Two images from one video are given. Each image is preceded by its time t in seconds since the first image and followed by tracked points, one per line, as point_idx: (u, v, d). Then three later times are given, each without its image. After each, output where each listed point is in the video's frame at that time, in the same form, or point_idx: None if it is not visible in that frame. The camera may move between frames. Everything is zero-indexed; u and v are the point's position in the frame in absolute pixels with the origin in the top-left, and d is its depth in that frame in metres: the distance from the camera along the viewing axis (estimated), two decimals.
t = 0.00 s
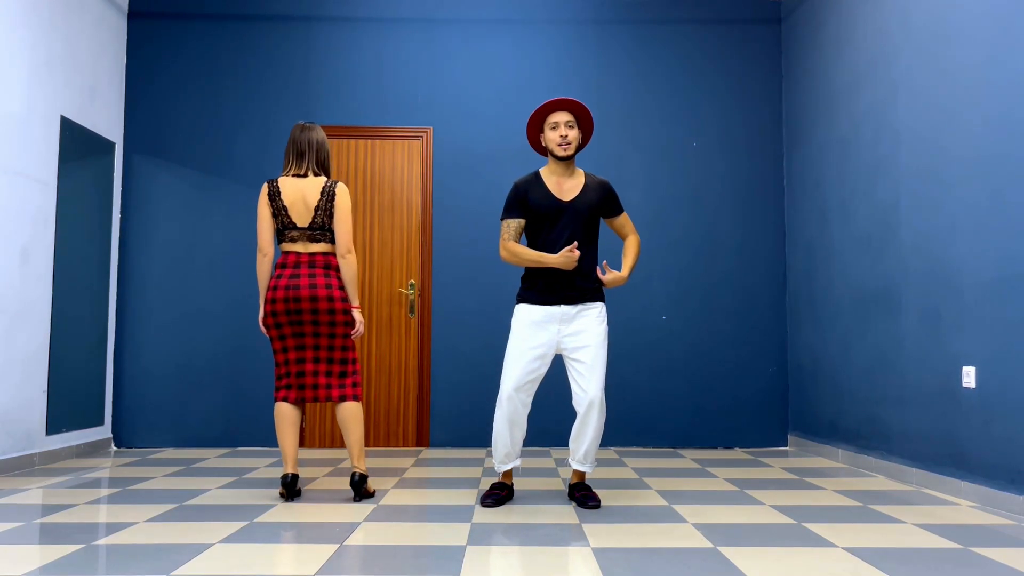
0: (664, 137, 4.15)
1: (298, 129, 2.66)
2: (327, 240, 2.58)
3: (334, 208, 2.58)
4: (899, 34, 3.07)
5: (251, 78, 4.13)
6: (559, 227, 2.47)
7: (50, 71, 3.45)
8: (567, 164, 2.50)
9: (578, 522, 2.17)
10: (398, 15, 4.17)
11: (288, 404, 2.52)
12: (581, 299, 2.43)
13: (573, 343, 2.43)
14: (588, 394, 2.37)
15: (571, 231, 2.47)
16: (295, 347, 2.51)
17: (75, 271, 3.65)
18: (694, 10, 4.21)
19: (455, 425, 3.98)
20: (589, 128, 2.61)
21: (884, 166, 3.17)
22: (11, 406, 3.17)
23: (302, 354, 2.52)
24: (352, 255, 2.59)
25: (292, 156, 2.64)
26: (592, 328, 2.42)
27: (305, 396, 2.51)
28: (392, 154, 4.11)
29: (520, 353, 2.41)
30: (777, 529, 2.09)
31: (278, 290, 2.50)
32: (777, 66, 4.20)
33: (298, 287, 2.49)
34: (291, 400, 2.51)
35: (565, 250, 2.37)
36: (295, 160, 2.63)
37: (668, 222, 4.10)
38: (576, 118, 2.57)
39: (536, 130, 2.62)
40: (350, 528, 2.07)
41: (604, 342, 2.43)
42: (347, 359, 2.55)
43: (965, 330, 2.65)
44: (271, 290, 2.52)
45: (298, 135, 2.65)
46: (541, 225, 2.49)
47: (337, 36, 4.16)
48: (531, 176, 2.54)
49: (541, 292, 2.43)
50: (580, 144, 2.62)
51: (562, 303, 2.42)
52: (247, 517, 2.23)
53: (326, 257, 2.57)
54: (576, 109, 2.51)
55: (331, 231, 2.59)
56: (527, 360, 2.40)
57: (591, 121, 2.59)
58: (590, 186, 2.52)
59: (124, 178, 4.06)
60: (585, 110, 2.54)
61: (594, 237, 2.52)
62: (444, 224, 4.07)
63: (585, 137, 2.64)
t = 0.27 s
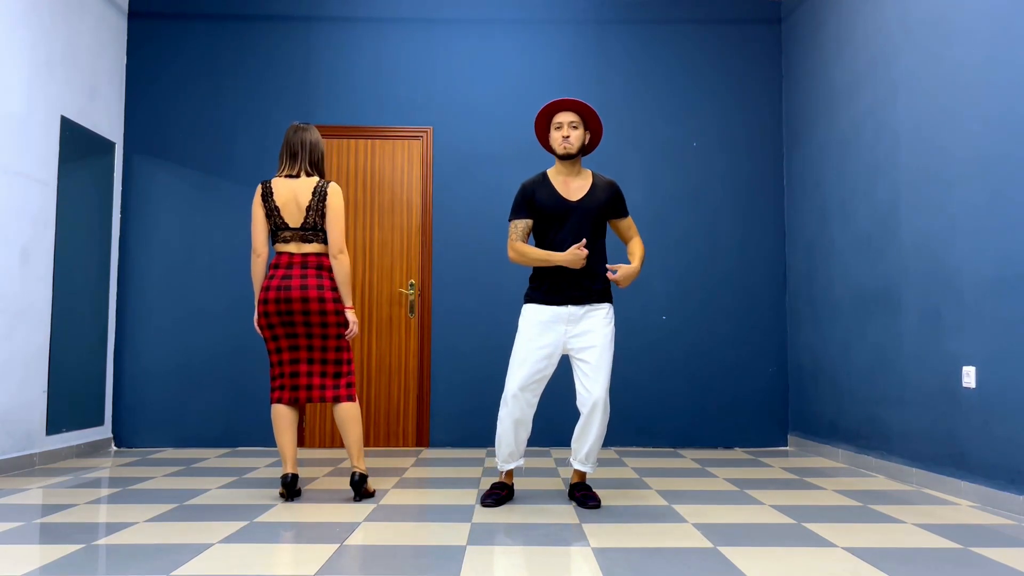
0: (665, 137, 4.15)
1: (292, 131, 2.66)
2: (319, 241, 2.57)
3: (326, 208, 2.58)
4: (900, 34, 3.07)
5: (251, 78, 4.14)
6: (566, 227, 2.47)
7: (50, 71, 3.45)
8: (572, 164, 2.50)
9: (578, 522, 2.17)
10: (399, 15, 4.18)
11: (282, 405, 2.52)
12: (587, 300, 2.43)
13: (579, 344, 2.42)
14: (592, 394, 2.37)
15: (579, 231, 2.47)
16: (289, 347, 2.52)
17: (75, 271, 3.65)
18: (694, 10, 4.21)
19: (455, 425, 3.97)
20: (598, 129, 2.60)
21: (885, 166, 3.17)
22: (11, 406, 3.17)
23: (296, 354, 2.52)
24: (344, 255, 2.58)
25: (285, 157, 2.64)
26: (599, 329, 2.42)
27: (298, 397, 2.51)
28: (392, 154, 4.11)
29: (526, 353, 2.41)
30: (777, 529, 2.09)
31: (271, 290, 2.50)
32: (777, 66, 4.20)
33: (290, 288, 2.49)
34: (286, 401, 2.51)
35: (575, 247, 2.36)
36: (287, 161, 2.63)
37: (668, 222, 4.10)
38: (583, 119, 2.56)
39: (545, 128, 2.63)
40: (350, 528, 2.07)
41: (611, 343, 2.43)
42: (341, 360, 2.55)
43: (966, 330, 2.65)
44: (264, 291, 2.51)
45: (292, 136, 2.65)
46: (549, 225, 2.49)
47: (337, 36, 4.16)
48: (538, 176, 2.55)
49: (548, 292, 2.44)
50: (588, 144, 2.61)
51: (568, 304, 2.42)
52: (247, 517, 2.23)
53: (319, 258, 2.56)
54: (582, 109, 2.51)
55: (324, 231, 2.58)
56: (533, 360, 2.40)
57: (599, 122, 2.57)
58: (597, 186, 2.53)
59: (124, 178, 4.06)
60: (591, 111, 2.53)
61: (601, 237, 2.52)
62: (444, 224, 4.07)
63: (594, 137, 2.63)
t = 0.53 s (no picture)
0: (665, 137, 4.15)
1: (289, 131, 2.66)
2: (315, 241, 2.57)
3: (321, 208, 2.57)
4: (900, 34, 3.07)
5: (251, 78, 4.14)
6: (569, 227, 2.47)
7: (50, 71, 3.45)
8: (577, 165, 2.51)
9: (578, 522, 2.17)
10: (398, 15, 4.18)
11: (279, 405, 2.52)
12: (591, 300, 2.43)
13: (582, 344, 2.42)
14: (594, 394, 2.37)
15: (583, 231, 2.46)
16: (286, 348, 2.52)
17: (75, 271, 3.65)
18: (694, 10, 4.21)
19: (455, 425, 3.98)
20: (602, 130, 2.61)
21: (885, 166, 3.17)
22: (11, 406, 3.17)
23: (292, 354, 2.52)
24: (340, 255, 2.57)
25: (282, 157, 2.65)
26: (602, 330, 2.42)
27: (294, 397, 2.51)
28: (392, 154, 4.11)
29: (529, 352, 2.41)
30: (778, 529, 2.09)
31: (267, 290, 2.50)
32: (777, 66, 4.20)
33: (286, 288, 2.49)
34: (282, 401, 2.51)
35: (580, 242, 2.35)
36: (284, 161, 2.64)
37: (668, 221, 4.10)
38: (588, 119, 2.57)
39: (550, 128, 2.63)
40: (350, 528, 2.07)
41: (613, 344, 2.43)
42: (337, 360, 2.55)
43: (966, 330, 2.64)
44: (261, 291, 2.52)
45: (288, 136, 2.65)
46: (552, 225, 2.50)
47: (337, 36, 4.16)
48: (544, 177, 2.56)
49: (552, 293, 2.44)
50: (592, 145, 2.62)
51: (571, 304, 2.42)
52: (248, 517, 2.23)
53: (315, 258, 2.56)
54: (586, 110, 2.52)
55: (320, 231, 2.58)
56: (535, 359, 2.40)
57: (603, 122, 2.58)
58: (602, 188, 2.53)
59: (124, 178, 4.06)
60: (596, 111, 2.53)
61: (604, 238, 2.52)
62: (444, 224, 4.08)
63: (598, 137, 2.64)
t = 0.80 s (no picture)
0: (665, 137, 4.15)
1: (288, 131, 2.66)
2: (315, 242, 2.57)
3: (320, 209, 2.57)
4: (900, 34, 3.07)
5: (250, 78, 4.13)
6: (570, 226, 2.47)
7: (50, 71, 3.45)
8: (579, 165, 2.51)
9: (578, 522, 2.17)
10: (398, 15, 4.17)
11: (279, 405, 2.52)
12: (593, 301, 2.43)
13: (584, 345, 2.42)
14: (595, 395, 2.37)
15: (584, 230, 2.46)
16: (286, 348, 2.52)
17: (75, 271, 3.65)
18: (694, 10, 4.21)
19: (455, 426, 3.98)
20: (605, 130, 2.61)
21: (885, 166, 3.17)
22: (11, 406, 3.17)
23: (292, 355, 2.52)
24: (339, 255, 2.57)
25: (281, 158, 2.65)
26: (604, 331, 2.42)
27: (294, 397, 2.51)
28: (392, 154, 4.11)
29: (531, 352, 2.41)
30: (778, 529, 2.09)
31: (266, 290, 2.50)
32: (777, 66, 4.20)
33: (286, 288, 2.49)
34: (282, 402, 2.51)
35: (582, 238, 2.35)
36: (283, 162, 2.64)
37: (668, 222, 4.10)
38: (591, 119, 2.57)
39: (552, 129, 2.63)
40: (350, 528, 2.07)
41: (615, 345, 2.43)
42: (337, 360, 2.55)
43: (966, 330, 2.64)
44: (260, 291, 2.52)
45: (287, 137, 2.65)
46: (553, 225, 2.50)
47: (337, 36, 4.16)
48: (546, 177, 2.56)
49: (553, 293, 2.43)
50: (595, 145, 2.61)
51: (573, 304, 2.42)
52: (248, 517, 2.23)
53: (314, 259, 2.56)
54: (588, 109, 2.53)
55: (319, 232, 2.58)
56: (537, 359, 2.40)
57: (606, 123, 2.58)
58: (603, 188, 2.53)
59: (124, 178, 4.06)
60: (598, 112, 2.54)
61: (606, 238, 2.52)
62: (444, 224, 4.08)
63: (600, 139, 2.64)
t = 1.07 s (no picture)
0: (665, 137, 4.14)
1: (287, 131, 2.66)
2: (314, 242, 2.57)
3: (320, 209, 2.57)
4: (900, 34, 3.07)
5: (250, 78, 4.13)
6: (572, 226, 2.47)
7: (50, 71, 3.45)
8: (581, 165, 2.50)
9: (578, 522, 2.17)
10: (398, 15, 4.18)
11: (278, 406, 2.52)
12: (594, 301, 2.42)
13: (585, 345, 2.42)
14: (596, 395, 2.37)
15: (585, 230, 2.46)
16: (285, 348, 2.52)
17: (75, 271, 3.65)
18: (694, 10, 4.21)
19: (455, 425, 3.98)
20: (606, 130, 2.61)
21: (885, 166, 3.17)
22: (11, 406, 3.17)
23: (292, 355, 2.52)
24: (338, 256, 2.57)
25: (280, 158, 2.64)
26: (606, 331, 2.42)
27: (294, 398, 2.51)
28: (392, 154, 4.11)
29: (532, 352, 2.41)
30: (778, 529, 2.09)
31: (266, 290, 2.50)
32: (777, 66, 4.20)
33: (285, 289, 2.49)
34: (282, 402, 2.51)
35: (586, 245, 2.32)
36: (282, 162, 2.64)
37: (668, 222, 4.10)
38: (592, 119, 2.57)
39: (553, 129, 2.63)
40: (350, 528, 2.07)
41: (616, 345, 2.43)
42: (337, 360, 2.55)
43: (966, 330, 2.64)
44: (260, 291, 2.52)
45: (287, 137, 2.65)
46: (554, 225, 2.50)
47: (337, 36, 4.16)
48: (547, 177, 2.56)
49: (555, 293, 2.43)
50: (596, 145, 2.61)
51: (574, 305, 2.42)
52: (248, 517, 2.23)
53: (314, 259, 2.56)
54: (589, 109, 2.54)
55: (319, 232, 2.58)
56: (539, 359, 2.40)
57: (608, 123, 2.58)
58: (605, 189, 2.52)
59: (124, 178, 4.06)
60: (600, 111, 2.54)
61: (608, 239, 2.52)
62: (444, 224, 4.08)
63: (601, 139, 2.64)
